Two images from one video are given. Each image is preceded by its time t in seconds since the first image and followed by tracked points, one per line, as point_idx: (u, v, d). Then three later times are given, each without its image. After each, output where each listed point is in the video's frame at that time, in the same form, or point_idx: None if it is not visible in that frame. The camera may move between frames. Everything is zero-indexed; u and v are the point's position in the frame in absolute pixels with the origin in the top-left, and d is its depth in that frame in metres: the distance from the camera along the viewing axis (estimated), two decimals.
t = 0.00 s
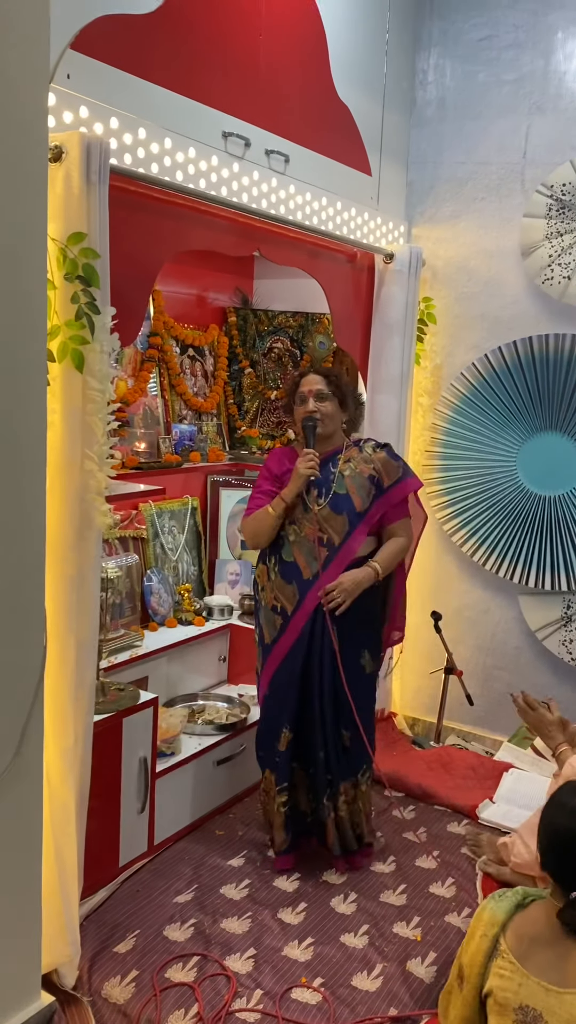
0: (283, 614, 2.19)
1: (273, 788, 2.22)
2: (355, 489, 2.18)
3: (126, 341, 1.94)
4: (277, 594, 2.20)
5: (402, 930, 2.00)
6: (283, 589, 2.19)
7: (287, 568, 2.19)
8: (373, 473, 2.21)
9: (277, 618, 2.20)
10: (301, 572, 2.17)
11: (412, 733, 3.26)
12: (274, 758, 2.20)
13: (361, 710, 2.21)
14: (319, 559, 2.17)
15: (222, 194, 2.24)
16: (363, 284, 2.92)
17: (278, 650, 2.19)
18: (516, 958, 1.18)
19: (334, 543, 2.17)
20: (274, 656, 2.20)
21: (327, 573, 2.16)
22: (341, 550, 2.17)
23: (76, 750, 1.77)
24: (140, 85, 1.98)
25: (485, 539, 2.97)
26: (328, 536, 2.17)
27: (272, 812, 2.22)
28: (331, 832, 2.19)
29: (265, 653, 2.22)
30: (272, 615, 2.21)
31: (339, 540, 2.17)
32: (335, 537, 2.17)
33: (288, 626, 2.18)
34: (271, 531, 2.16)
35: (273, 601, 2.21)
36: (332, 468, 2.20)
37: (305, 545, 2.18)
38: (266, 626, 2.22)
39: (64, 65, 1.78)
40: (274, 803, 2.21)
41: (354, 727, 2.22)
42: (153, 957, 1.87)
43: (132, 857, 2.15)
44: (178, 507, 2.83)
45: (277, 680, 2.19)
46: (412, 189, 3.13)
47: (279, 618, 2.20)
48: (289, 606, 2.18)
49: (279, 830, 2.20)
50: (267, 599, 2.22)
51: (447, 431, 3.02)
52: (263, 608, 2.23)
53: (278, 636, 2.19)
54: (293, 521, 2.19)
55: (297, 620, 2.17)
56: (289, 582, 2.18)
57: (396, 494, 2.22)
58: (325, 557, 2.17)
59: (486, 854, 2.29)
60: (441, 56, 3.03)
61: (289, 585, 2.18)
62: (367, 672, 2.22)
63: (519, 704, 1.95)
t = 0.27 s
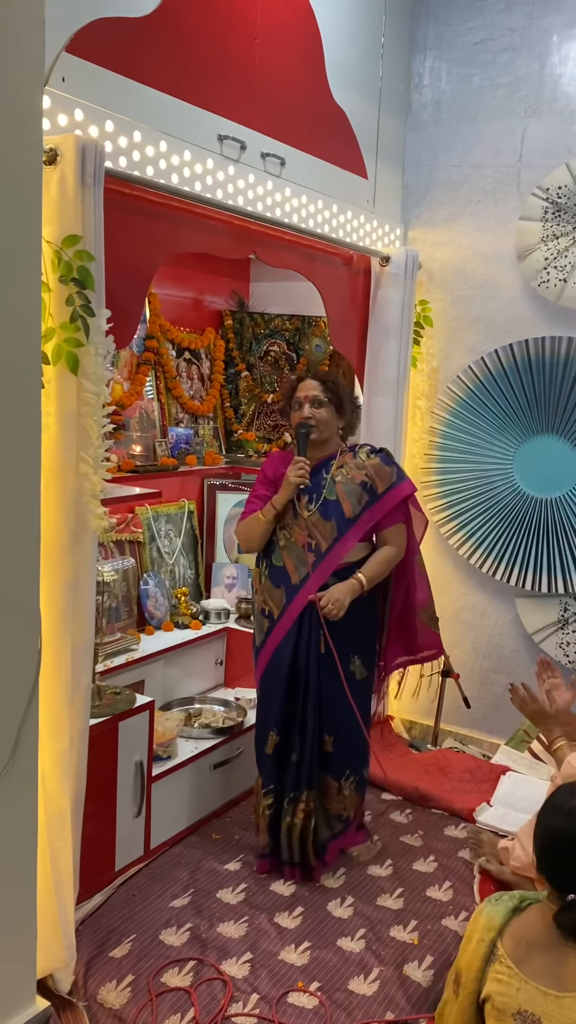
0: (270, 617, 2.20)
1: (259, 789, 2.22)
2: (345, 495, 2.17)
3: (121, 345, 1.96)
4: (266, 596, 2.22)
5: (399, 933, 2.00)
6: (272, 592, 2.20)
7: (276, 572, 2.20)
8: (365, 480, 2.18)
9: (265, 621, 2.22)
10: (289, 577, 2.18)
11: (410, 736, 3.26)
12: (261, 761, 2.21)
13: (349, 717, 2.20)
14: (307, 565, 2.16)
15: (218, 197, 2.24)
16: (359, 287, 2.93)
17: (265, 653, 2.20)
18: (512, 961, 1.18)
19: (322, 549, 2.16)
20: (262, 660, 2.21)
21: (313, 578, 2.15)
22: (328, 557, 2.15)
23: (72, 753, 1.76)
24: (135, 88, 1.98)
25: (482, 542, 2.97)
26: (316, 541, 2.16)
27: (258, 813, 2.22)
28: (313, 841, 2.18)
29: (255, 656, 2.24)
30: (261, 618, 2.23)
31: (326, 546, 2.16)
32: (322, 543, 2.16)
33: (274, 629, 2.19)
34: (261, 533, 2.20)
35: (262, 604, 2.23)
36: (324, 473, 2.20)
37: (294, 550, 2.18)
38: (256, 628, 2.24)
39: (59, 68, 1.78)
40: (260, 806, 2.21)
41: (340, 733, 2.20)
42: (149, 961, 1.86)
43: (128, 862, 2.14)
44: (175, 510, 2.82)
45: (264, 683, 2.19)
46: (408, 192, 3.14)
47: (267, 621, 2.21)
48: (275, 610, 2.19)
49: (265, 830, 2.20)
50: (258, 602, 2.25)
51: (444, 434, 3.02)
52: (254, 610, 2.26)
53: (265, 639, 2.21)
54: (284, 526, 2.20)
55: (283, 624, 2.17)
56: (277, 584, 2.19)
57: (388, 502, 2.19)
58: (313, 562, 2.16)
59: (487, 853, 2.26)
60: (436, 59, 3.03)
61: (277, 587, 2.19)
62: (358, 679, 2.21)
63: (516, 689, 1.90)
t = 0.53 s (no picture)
0: (275, 616, 2.17)
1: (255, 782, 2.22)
2: (349, 492, 2.19)
3: (112, 339, 1.95)
4: (270, 595, 2.18)
5: (392, 928, 2.00)
6: (276, 590, 2.17)
7: (281, 569, 2.17)
8: (364, 475, 2.22)
9: (269, 619, 2.18)
10: (295, 574, 2.16)
11: (403, 732, 3.26)
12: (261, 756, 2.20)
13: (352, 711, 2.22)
14: (314, 562, 2.15)
15: (208, 193, 2.24)
16: (350, 283, 2.93)
17: (268, 651, 2.18)
18: (503, 954, 1.18)
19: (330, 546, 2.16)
20: (263, 657, 2.19)
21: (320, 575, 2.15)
22: (336, 552, 2.16)
23: (64, 751, 1.76)
24: (125, 84, 1.97)
25: (474, 537, 2.98)
26: (323, 538, 2.16)
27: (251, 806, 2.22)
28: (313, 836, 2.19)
29: (255, 654, 2.20)
30: (264, 616, 2.19)
31: (334, 543, 2.16)
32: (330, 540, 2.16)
33: (279, 626, 2.16)
34: (266, 533, 2.15)
35: (265, 603, 2.19)
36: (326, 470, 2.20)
37: (299, 547, 2.16)
38: (258, 627, 2.20)
39: (47, 63, 1.77)
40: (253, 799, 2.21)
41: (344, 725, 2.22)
42: (143, 958, 1.86)
43: (121, 859, 2.14)
44: (167, 507, 2.82)
45: (267, 681, 2.18)
46: (398, 188, 3.14)
47: (271, 620, 2.18)
48: (281, 608, 2.16)
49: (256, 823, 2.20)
50: (259, 601, 2.20)
51: (436, 429, 3.03)
52: (255, 609, 2.21)
53: (269, 637, 2.18)
54: (288, 524, 2.18)
55: (289, 621, 2.15)
56: (282, 583, 2.16)
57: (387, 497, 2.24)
58: (321, 559, 2.16)
59: (477, 851, 2.29)
60: (426, 54, 3.03)
61: (282, 586, 2.16)
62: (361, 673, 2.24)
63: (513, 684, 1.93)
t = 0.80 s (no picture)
0: (295, 612, 2.15)
1: (274, 775, 2.21)
2: (353, 482, 2.20)
3: (102, 332, 1.95)
4: (288, 591, 2.15)
5: (386, 918, 2.01)
6: (295, 587, 2.14)
7: (299, 565, 2.14)
8: (358, 463, 2.26)
9: (288, 616, 2.15)
10: (314, 568, 2.14)
11: (395, 723, 3.28)
12: (281, 749, 2.20)
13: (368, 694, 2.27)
14: (332, 555, 2.14)
15: (197, 185, 2.23)
16: (341, 275, 2.93)
17: (290, 646, 2.16)
18: (497, 945, 1.19)
19: (345, 537, 2.16)
20: (285, 653, 2.17)
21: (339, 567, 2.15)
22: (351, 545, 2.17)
23: (57, 746, 1.75)
24: (113, 75, 1.96)
25: (465, 529, 2.99)
26: (338, 531, 2.15)
27: (267, 799, 2.22)
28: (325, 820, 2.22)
29: (272, 652, 2.18)
30: (282, 614, 2.16)
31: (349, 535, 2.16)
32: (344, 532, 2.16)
33: (301, 622, 2.15)
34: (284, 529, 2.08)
35: (281, 600, 2.15)
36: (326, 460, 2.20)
37: (316, 541, 2.14)
38: (273, 624, 2.17)
39: (35, 55, 1.76)
40: (271, 793, 2.21)
41: (366, 710, 2.27)
42: (137, 950, 1.86)
43: (116, 851, 2.15)
44: (158, 501, 2.82)
45: (291, 675, 2.18)
46: (388, 180, 3.14)
47: (291, 616, 2.15)
48: (301, 604, 2.14)
49: (273, 815, 2.21)
50: (273, 598, 2.16)
51: (427, 420, 3.03)
52: (268, 607, 2.17)
53: (289, 633, 2.16)
54: (302, 518, 2.14)
55: (312, 615, 2.15)
56: (302, 579, 2.14)
57: (378, 483, 2.31)
58: (337, 552, 2.15)
59: (471, 841, 2.30)
60: (415, 46, 3.02)
61: (302, 581, 2.14)
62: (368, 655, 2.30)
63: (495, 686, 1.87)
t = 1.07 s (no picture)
0: (306, 609, 2.18)
1: (290, 770, 2.23)
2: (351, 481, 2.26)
3: (94, 327, 1.96)
4: (298, 589, 2.17)
5: (379, 908, 2.02)
6: (307, 585, 2.17)
7: (310, 564, 2.17)
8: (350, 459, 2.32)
9: (299, 614, 2.18)
10: (324, 566, 2.18)
11: (388, 715, 3.29)
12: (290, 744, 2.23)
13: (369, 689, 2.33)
14: (340, 553, 2.20)
15: (189, 177, 2.22)
16: (332, 268, 2.93)
17: (301, 644, 2.19)
18: (489, 931, 1.20)
19: (349, 535, 2.22)
20: (297, 650, 2.20)
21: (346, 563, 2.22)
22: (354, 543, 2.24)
23: (50, 739, 1.76)
24: (104, 67, 1.95)
25: (457, 521, 3.00)
26: (343, 528, 2.21)
27: (284, 793, 2.24)
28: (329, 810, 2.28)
29: (282, 650, 2.20)
30: (292, 612, 2.18)
31: (352, 532, 2.23)
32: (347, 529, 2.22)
33: (313, 619, 2.18)
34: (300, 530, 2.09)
35: (292, 599, 2.18)
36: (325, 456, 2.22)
37: (325, 539, 2.18)
38: (283, 623, 2.19)
39: (25, 46, 1.74)
40: (289, 787, 2.24)
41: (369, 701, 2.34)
42: (132, 942, 1.87)
43: (110, 844, 2.15)
44: (150, 494, 2.81)
45: (305, 671, 2.21)
46: (380, 172, 3.13)
47: (302, 614, 2.18)
48: (312, 601, 2.18)
49: (291, 811, 2.24)
50: (283, 597, 2.18)
51: (419, 414, 3.04)
52: (277, 606, 2.19)
53: (300, 631, 2.19)
54: (313, 518, 2.17)
55: (323, 612, 2.19)
56: (313, 576, 2.17)
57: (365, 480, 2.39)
58: (343, 548, 2.21)
59: (462, 833, 2.30)
60: (407, 38, 3.02)
61: (313, 579, 2.17)
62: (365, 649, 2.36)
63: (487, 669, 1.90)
